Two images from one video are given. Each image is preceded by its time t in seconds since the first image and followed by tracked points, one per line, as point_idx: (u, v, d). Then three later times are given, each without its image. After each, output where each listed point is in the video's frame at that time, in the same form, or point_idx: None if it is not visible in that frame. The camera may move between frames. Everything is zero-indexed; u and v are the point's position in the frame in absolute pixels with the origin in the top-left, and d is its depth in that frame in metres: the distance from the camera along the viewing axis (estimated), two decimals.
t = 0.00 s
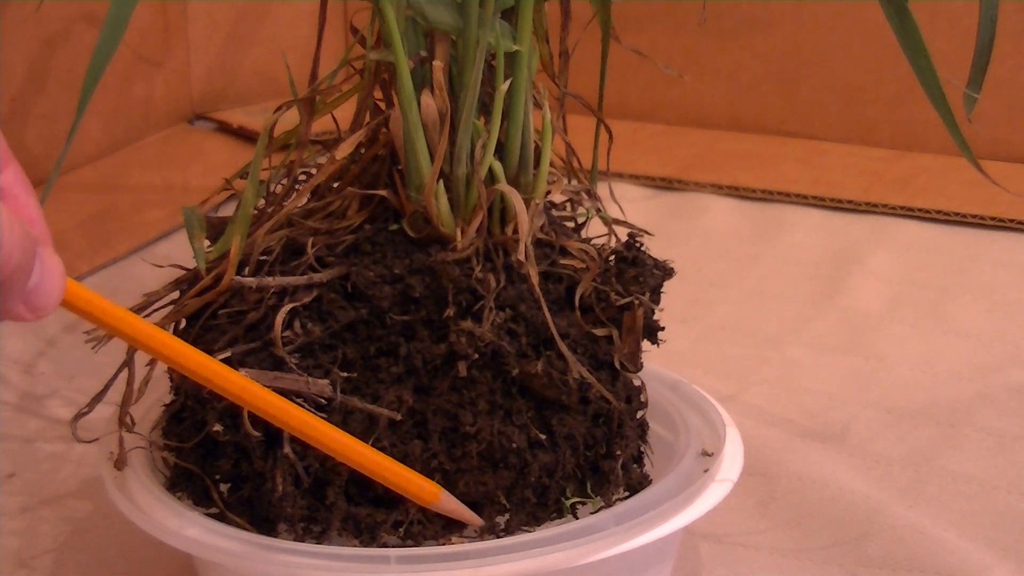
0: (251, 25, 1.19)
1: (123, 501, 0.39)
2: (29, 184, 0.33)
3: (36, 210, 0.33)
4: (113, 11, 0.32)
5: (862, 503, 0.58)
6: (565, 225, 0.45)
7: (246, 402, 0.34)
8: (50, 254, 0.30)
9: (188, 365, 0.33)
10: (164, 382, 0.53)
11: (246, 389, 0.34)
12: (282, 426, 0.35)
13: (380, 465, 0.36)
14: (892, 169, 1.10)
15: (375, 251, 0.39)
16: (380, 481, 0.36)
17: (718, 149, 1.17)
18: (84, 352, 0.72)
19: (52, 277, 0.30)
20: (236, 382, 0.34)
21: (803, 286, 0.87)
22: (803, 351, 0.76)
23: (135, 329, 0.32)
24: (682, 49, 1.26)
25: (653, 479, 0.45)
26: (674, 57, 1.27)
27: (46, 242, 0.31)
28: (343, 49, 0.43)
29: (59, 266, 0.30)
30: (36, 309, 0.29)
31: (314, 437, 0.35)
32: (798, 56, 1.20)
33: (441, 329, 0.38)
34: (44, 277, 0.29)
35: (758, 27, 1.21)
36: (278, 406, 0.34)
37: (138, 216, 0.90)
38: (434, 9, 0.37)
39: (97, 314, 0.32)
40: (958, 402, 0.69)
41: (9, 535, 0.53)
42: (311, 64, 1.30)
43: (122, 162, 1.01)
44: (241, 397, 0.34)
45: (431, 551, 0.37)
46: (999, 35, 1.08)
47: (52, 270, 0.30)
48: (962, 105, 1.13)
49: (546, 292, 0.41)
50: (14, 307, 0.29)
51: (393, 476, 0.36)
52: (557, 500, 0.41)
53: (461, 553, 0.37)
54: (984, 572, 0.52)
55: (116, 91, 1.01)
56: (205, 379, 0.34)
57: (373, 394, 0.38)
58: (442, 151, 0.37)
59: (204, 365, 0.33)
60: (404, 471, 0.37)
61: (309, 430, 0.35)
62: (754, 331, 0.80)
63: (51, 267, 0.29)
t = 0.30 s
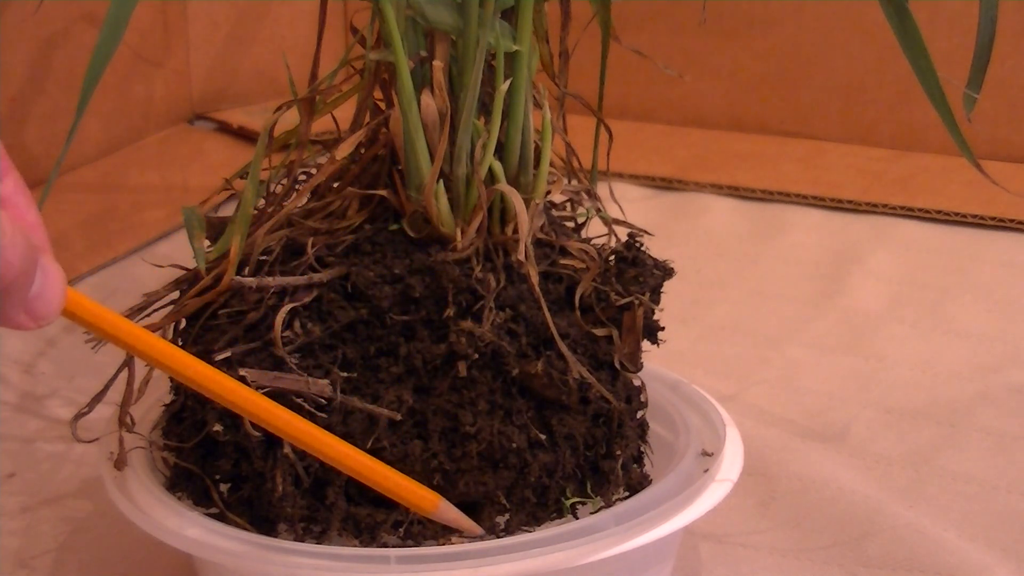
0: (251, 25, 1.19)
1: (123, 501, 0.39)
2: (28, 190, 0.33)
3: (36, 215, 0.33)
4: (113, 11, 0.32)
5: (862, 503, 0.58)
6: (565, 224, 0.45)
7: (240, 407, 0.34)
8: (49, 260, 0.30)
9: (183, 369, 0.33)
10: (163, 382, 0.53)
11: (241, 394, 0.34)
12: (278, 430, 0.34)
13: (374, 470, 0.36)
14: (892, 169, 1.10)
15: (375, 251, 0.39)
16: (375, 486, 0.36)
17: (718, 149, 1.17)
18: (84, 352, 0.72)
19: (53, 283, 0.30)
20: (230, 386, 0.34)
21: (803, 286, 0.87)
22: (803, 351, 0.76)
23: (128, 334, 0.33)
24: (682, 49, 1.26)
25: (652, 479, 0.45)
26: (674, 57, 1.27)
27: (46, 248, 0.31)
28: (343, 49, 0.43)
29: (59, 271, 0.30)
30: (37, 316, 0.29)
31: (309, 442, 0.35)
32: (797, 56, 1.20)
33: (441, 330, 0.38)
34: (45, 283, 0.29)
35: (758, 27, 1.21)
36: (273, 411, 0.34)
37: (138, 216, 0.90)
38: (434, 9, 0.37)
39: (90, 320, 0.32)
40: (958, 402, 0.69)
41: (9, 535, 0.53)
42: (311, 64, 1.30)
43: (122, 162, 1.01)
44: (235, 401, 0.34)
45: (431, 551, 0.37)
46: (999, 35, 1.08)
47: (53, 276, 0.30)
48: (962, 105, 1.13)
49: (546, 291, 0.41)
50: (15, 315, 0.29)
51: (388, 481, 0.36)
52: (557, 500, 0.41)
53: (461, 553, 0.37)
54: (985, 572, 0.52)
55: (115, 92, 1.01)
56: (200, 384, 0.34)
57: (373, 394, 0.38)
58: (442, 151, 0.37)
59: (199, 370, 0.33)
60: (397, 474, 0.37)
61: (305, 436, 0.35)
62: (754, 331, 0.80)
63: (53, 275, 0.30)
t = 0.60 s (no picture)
0: (251, 25, 1.19)
1: (123, 501, 0.39)
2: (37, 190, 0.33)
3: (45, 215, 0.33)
4: (114, 10, 0.32)
5: (862, 503, 0.58)
6: (565, 225, 0.45)
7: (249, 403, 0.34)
8: (59, 258, 0.30)
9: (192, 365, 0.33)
10: (163, 382, 0.53)
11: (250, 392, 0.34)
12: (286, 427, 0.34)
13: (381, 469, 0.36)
14: (892, 169, 1.10)
15: (375, 251, 0.39)
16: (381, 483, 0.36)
17: (718, 149, 1.17)
18: (84, 352, 0.72)
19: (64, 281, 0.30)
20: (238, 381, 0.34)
21: (803, 286, 0.87)
22: (803, 351, 0.76)
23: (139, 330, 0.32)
24: (682, 48, 1.26)
25: (652, 479, 0.45)
26: (674, 57, 1.27)
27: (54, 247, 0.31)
28: (343, 49, 0.43)
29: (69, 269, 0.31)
30: (47, 315, 0.29)
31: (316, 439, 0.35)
32: (797, 56, 1.20)
33: (441, 330, 0.38)
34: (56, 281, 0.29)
35: (758, 27, 1.21)
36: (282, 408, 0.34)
37: (138, 216, 0.90)
38: (434, 9, 0.37)
39: (101, 316, 0.32)
40: (959, 402, 0.69)
41: (9, 535, 0.53)
42: (311, 64, 1.30)
43: (122, 162, 1.01)
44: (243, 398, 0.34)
45: (432, 551, 0.36)
46: (999, 35, 1.08)
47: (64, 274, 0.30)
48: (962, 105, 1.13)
49: (546, 292, 0.41)
50: (27, 314, 0.29)
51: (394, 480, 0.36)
52: (557, 500, 0.41)
53: (461, 553, 0.37)
54: (985, 572, 0.52)
55: (115, 91, 1.01)
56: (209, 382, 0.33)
57: (373, 394, 0.38)
58: (442, 151, 0.37)
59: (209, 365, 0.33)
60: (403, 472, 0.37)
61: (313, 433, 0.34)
62: (754, 331, 0.80)
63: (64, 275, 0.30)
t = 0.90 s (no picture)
0: (251, 25, 1.19)
1: (123, 501, 0.39)
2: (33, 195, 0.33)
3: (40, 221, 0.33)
4: (113, 9, 0.32)
5: (862, 503, 0.58)
6: (565, 225, 0.45)
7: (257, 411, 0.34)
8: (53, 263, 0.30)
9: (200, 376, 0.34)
10: (163, 382, 0.53)
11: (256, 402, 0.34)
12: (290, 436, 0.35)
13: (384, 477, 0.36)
14: (892, 169, 1.10)
15: (376, 251, 0.39)
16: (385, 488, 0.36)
17: (718, 149, 1.17)
18: (84, 353, 0.72)
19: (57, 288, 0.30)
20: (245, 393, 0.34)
21: (803, 286, 0.87)
22: (803, 351, 0.76)
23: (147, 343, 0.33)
24: (682, 48, 1.26)
25: (652, 479, 0.45)
26: (674, 57, 1.26)
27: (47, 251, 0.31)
28: (343, 49, 0.43)
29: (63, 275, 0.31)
30: (39, 322, 0.29)
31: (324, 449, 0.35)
32: (797, 56, 1.20)
33: (441, 329, 0.38)
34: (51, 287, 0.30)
35: (758, 27, 1.21)
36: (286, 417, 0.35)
37: (138, 216, 0.90)
38: (434, 8, 0.37)
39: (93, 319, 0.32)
40: (958, 402, 0.69)
41: (9, 535, 0.53)
42: (311, 64, 1.30)
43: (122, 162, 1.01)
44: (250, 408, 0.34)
45: (431, 551, 0.36)
46: (999, 35, 1.08)
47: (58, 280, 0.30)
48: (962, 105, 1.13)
49: (546, 291, 0.41)
50: (23, 320, 0.29)
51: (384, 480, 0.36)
52: (557, 500, 0.41)
53: (461, 553, 0.37)
54: (985, 572, 0.52)
55: (115, 92, 1.01)
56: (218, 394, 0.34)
57: (373, 394, 0.38)
58: (442, 151, 0.37)
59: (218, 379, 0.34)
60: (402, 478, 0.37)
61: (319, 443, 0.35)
62: (754, 331, 0.80)
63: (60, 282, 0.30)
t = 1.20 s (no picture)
0: (251, 25, 1.19)
1: (123, 501, 0.39)
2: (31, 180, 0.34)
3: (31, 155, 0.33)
4: (114, 7, 0.32)
5: (862, 503, 0.58)
6: (565, 225, 0.45)
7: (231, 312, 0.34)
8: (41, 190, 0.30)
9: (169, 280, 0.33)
10: (163, 383, 0.53)
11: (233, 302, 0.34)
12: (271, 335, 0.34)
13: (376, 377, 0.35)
14: (892, 169, 1.10)
15: (376, 251, 0.39)
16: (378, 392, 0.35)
17: (718, 149, 1.17)
18: (84, 352, 0.72)
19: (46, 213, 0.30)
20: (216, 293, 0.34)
21: (803, 286, 0.87)
22: (803, 351, 0.76)
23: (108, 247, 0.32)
24: (681, 49, 1.26)
25: (652, 479, 0.45)
26: (675, 57, 1.26)
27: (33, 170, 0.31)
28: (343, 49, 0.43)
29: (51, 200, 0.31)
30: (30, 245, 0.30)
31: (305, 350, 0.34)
32: (797, 56, 1.20)
33: (441, 329, 0.38)
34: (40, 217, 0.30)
35: (758, 27, 1.21)
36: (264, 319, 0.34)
37: (138, 215, 0.90)
38: (434, 8, 0.37)
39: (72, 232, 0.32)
40: (958, 402, 0.69)
41: (9, 535, 0.53)
42: (311, 63, 1.30)
43: (122, 162, 1.01)
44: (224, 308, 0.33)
45: (431, 551, 0.36)
46: (999, 35, 1.08)
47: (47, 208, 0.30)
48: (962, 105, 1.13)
49: (546, 292, 0.41)
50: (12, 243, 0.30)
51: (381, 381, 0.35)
52: (557, 500, 0.41)
53: (461, 553, 0.37)
54: (984, 572, 0.52)
55: (114, 91, 1.01)
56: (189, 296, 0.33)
57: (373, 393, 0.38)
58: (442, 151, 0.37)
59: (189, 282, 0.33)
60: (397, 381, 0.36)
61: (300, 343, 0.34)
62: (754, 331, 0.80)
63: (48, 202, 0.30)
